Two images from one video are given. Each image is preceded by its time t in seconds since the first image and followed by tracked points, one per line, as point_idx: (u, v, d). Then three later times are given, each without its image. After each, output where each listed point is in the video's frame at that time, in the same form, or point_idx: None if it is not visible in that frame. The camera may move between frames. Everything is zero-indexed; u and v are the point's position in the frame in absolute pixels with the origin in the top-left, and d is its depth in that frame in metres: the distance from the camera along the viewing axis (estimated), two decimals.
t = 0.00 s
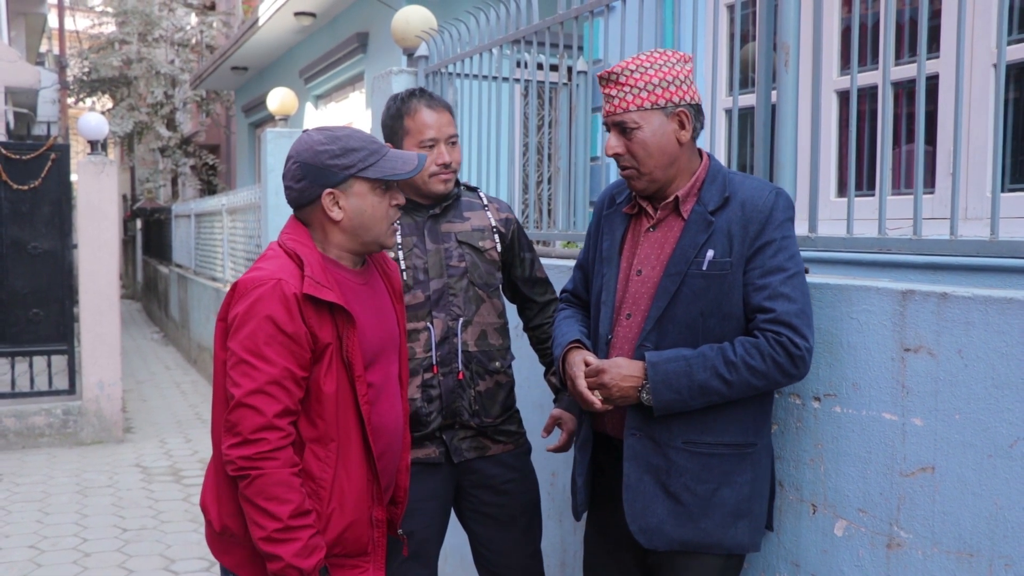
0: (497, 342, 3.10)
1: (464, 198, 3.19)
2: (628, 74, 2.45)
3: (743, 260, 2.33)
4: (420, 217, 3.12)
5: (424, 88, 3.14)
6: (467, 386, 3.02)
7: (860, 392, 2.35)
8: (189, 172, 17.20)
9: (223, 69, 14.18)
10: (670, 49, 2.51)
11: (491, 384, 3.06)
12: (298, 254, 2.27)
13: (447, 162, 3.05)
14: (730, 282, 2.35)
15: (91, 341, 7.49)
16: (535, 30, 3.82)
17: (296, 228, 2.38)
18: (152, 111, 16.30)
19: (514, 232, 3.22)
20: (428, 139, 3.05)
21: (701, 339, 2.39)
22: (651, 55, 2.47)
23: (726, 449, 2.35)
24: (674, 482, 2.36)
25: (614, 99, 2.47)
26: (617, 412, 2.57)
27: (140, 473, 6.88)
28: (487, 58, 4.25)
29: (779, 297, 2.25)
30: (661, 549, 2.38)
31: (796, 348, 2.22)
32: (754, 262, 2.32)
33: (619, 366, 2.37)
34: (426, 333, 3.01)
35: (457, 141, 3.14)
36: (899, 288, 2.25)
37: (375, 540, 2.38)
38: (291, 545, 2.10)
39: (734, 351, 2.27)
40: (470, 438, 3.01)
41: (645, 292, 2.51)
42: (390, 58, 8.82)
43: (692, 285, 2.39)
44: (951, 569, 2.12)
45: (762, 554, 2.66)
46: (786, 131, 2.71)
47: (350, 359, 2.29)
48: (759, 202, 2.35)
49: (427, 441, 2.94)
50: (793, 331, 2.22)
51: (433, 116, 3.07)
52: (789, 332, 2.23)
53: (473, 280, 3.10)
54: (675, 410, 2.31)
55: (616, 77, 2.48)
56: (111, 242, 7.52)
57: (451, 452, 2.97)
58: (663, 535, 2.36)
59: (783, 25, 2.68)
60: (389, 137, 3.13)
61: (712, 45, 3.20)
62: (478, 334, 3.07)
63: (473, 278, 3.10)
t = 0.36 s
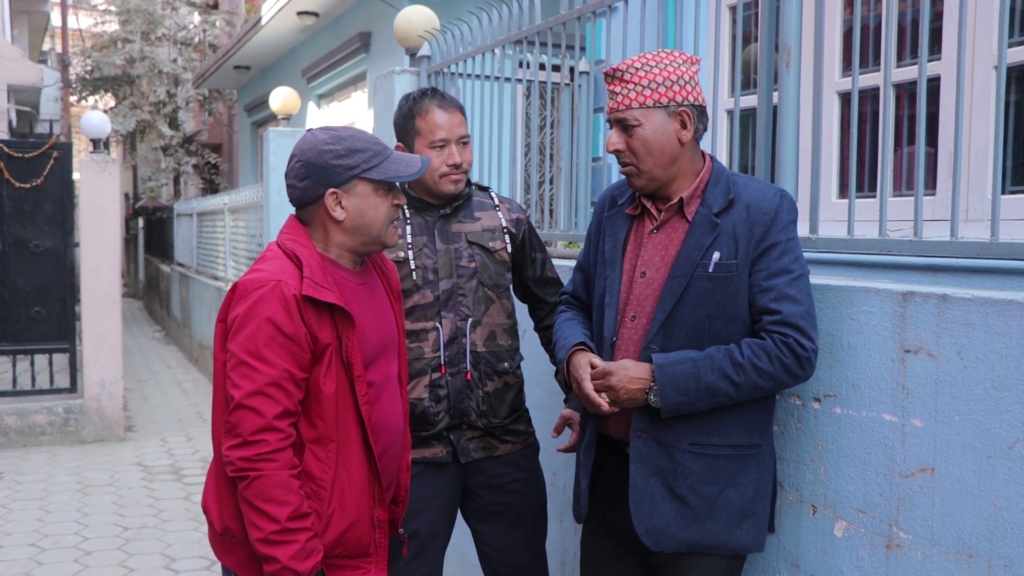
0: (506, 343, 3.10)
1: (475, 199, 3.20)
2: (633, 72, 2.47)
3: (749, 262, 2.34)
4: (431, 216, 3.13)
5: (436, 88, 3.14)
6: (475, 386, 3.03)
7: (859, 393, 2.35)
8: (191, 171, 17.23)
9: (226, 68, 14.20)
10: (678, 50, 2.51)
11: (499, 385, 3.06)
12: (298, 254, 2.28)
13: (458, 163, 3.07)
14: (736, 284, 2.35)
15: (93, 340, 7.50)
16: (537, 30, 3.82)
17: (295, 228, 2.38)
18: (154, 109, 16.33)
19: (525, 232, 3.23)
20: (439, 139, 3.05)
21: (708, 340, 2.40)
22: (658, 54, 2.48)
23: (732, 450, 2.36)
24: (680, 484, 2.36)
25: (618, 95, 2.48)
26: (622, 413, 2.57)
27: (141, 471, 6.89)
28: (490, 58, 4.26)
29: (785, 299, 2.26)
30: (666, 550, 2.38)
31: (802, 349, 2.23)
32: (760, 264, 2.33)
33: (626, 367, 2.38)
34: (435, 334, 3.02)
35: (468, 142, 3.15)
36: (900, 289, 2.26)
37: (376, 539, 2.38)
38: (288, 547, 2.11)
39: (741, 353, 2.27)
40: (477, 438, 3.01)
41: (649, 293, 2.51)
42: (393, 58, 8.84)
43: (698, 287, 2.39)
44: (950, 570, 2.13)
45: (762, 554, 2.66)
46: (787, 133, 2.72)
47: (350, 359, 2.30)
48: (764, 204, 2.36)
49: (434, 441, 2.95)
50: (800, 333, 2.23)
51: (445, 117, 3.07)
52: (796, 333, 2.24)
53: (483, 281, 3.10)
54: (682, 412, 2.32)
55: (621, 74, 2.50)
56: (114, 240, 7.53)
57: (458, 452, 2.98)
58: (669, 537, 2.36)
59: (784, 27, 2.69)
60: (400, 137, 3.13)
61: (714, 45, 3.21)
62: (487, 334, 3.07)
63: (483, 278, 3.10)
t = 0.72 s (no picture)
0: (498, 344, 3.10)
1: (467, 200, 3.20)
2: (616, 76, 2.47)
3: (732, 261, 2.36)
4: (423, 219, 3.13)
5: (428, 90, 3.14)
6: (469, 388, 3.03)
7: (859, 393, 2.35)
8: (191, 170, 17.23)
9: (226, 67, 14.20)
10: (655, 56, 2.54)
11: (492, 386, 3.07)
12: (299, 253, 2.28)
13: (450, 165, 3.06)
14: (720, 283, 2.36)
15: (92, 339, 7.50)
16: (538, 30, 3.83)
17: (294, 227, 2.37)
18: (154, 109, 16.33)
19: (516, 232, 3.22)
20: (431, 142, 3.05)
21: (693, 338, 2.40)
22: (638, 59, 2.49)
23: (718, 444, 2.40)
24: (672, 478, 2.36)
25: (600, 100, 2.48)
26: (611, 412, 2.56)
27: (140, 471, 6.89)
28: (490, 58, 4.27)
29: (768, 297, 2.31)
30: (663, 548, 2.36)
31: (786, 345, 2.28)
32: (743, 263, 2.35)
33: (618, 366, 2.36)
34: (428, 335, 3.02)
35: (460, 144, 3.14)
36: (899, 289, 2.26)
37: (376, 539, 2.38)
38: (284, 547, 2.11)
39: (729, 349, 2.30)
40: (470, 439, 3.01)
41: (634, 294, 2.51)
42: (392, 58, 8.85)
43: (684, 287, 2.39)
44: (950, 570, 2.13)
45: (759, 553, 2.66)
46: (787, 132, 2.72)
47: (350, 359, 2.30)
48: (744, 206, 2.39)
49: (428, 442, 2.95)
50: (784, 329, 2.28)
51: (437, 119, 3.06)
52: (780, 330, 2.29)
53: (476, 282, 3.11)
54: (674, 408, 2.32)
55: (603, 78, 2.49)
56: (113, 239, 7.53)
57: (452, 453, 2.98)
58: (665, 532, 2.35)
59: (785, 27, 2.69)
60: (393, 138, 3.13)
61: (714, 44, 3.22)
62: (480, 336, 3.07)
63: (475, 280, 3.11)
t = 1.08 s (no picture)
0: (490, 343, 3.09)
1: (459, 199, 3.19)
2: (617, 75, 2.46)
3: (732, 258, 2.36)
4: (414, 218, 3.11)
5: (420, 91, 3.11)
6: (461, 387, 3.02)
7: (858, 392, 2.35)
8: (187, 170, 17.22)
9: (222, 67, 14.18)
10: (655, 54, 2.53)
11: (484, 385, 3.06)
12: (297, 250, 2.26)
13: (441, 169, 3.05)
14: (720, 279, 2.36)
15: (88, 339, 7.49)
16: (535, 29, 3.82)
17: (288, 224, 2.35)
18: (150, 109, 16.31)
19: (508, 231, 3.23)
20: (423, 145, 3.02)
21: (693, 335, 2.39)
22: (639, 57, 2.48)
23: (717, 440, 2.39)
24: (670, 476, 2.36)
25: (600, 98, 2.47)
26: (611, 408, 2.55)
27: (136, 471, 6.87)
28: (487, 57, 4.26)
29: (768, 293, 2.30)
30: (659, 542, 2.36)
31: (786, 341, 2.29)
32: (742, 260, 2.35)
33: (618, 363, 2.35)
34: (420, 336, 3.01)
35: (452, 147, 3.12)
36: (897, 287, 2.25)
37: (384, 533, 2.39)
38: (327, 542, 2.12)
39: (729, 345, 2.30)
40: (463, 438, 3.00)
41: (633, 291, 2.50)
42: (389, 57, 8.84)
43: (684, 284, 2.39)
44: (948, 569, 2.13)
45: (757, 552, 2.66)
46: (785, 130, 2.71)
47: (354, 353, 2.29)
48: (744, 202, 2.38)
49: (420, 442, 2.94)
50: (784, 326, 2.28)
51: (429, 122, 3.04)
52: (780, 326, 2.29)
53: (467, 282, 3.10)
54: (674, 405, 2.31)
55: (604, 76, 2.48)
56: (109, 239, 7.51)
57: (445, 453, 2.97)
58: (662, 528, 2.34)
59: (783, 25, 2.67)
60: (384, 138, 3.12)
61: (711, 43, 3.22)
62: (472, 335, 3.06)
63: (466, 279, 3.10)
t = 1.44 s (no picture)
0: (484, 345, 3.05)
1: (454, 200, 3.17)
2: (623, 69, 2.45)
3: (733, 258, 2.34)
4: (407, 221, 3.10)
5: (430, 110, 3.01)
6: (453, 389, 3.00)
7: (852, 392, 2.34)
8: (179, 170, 17.18)
9: (215, 66, 14.13)
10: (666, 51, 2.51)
11: (476, 387, 3.04)
12: (297, 240, 2.28)
13: (430, 193, 3.02)
14: (720, 280, 2.35)
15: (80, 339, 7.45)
16: (528, 29, 3.81)
17: (285, 221, 2.34)
18: (142, 108, 16.27)
19: (502, 232, 3.21)
20: (416, 169, 2.96)
21: (692, 336, 2.39)
22: (648, 53, 2.47)
23: (714, 445, 2.36)
24: (664, 478, 2.35)
25: (606, 93, 2.47)
26: (607, 408, 2.56)
27: (128, 471, 6.84)
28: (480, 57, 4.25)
29: (769, 295, 2.27)
30: (651, 545, 2.37)
31: (786, 345, 2.23)
32: (743, 260, 2.33)
33: (612, 362, 2.35)
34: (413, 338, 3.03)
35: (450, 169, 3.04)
36: (892, 288, 2.25)
37: (393, 517, 2.34)
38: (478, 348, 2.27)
39: (726, 347, 2.27)
40: (455, 440, 3.00)
41: (632, 290, 2.50)
42: (382, 57, 8.82)
43: (683, 283, 2.38)
44: (942, 569, 2.12)
45: (751, 553, 2.65)
46: (778, 131, 2.71)
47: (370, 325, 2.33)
48: (747, 202, 2.36)
49: (412, 444, 2.94)
50: (784, 328, 2.23)
51: (428, 148, 2.95)
52: (780, 328, 2.24)
53: (460, 284, 3.09)
54: (668, 406, 2.30)
55: (610, 71, 2.48)
56: (101, 238, 7.48)
57: (436, 455, 2.97)
58: (653, 531, 2.35)
59: (777, 26, 2.67)
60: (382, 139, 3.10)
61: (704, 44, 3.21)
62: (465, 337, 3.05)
63: (459, 282, 3.09)
